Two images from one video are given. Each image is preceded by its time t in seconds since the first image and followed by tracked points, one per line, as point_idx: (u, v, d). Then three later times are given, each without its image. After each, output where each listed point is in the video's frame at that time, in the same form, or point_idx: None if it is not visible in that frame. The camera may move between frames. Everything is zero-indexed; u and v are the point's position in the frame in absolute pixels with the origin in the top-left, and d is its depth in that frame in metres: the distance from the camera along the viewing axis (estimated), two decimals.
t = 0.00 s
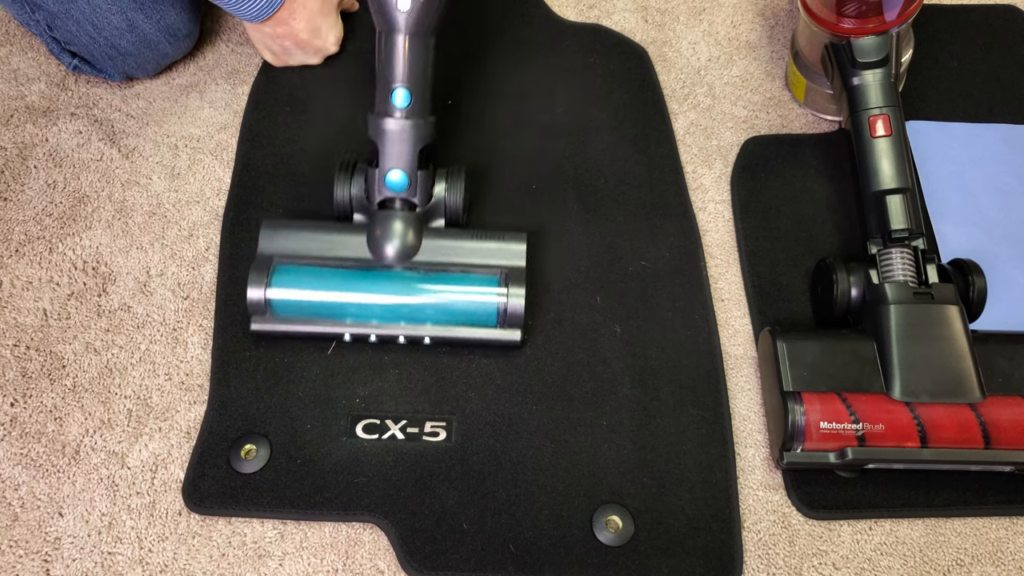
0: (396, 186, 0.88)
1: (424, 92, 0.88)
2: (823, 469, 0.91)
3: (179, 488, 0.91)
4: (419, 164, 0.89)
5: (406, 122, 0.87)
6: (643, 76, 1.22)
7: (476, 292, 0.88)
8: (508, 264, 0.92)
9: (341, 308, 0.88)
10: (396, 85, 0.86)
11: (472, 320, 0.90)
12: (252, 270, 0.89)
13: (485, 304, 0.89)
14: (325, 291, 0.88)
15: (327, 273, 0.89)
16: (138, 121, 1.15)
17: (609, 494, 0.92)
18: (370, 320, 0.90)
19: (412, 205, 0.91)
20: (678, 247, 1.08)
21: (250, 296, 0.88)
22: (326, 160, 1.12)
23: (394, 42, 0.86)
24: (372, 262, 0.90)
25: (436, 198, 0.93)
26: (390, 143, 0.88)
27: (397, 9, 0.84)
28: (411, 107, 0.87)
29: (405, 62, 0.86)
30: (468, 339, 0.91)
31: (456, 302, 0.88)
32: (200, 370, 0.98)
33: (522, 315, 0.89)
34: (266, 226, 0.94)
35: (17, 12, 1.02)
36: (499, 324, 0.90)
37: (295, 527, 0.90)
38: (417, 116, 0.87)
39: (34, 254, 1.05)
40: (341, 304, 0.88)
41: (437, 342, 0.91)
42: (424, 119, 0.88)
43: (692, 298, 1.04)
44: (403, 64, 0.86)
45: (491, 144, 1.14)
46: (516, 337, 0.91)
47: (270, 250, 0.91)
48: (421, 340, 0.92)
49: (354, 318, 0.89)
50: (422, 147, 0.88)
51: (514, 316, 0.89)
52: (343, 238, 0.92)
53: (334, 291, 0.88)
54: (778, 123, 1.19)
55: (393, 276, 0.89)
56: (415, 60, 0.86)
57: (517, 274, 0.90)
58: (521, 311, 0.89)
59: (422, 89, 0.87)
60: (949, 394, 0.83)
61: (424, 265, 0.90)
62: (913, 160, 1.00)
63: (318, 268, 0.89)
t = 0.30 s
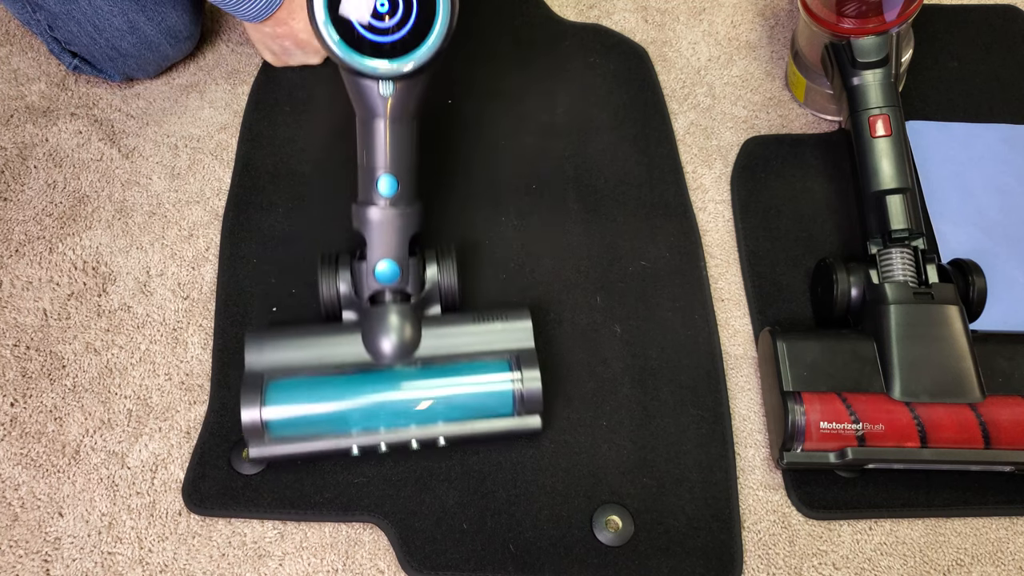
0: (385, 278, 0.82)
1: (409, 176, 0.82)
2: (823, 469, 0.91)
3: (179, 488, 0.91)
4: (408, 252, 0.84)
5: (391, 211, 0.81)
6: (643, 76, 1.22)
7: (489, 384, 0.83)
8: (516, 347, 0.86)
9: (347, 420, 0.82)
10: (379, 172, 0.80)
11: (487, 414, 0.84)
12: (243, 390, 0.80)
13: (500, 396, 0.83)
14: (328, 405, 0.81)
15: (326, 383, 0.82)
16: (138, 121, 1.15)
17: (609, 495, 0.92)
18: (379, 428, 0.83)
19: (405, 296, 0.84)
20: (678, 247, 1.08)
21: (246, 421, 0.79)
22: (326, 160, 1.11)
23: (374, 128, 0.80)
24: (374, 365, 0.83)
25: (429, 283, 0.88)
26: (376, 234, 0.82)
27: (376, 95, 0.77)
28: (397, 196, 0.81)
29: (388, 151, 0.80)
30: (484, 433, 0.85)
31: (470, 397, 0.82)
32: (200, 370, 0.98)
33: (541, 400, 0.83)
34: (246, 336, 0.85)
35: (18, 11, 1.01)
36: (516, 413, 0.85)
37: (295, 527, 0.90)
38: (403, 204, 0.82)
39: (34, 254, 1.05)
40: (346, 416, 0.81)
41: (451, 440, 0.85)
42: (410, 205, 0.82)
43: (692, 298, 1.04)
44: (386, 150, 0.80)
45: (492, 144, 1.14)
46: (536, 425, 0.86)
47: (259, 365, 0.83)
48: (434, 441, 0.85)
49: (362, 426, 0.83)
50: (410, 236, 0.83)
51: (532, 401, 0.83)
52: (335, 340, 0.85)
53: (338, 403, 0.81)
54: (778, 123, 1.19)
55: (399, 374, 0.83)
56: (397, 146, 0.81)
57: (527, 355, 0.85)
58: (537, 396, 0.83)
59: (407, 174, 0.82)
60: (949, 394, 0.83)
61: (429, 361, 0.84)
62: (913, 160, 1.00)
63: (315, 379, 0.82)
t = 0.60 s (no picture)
0: (392, 359, 0.77)
1: (407, 248, 0.79)
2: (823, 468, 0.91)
3: (179, 488, 0.91)
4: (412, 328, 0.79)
5: (391, 288, 0.77)
6: (643, 76, 1.22)
7: (520, 453, 0.79)
8: (538, 409, 0.82)
9: (381, 518, 0.76)
10: (377, 250, 0.77)
11: (524, 485, 0.80)
12: (264, 509, 0.74)
13: (533, 463, 0.80)
14: (358, 507, 0.75)
15: (353, 484, 0.76)
16: (138, 121, 1.15)
17: (609, 495, 0.92)
18: (414, 520, 0.78)
19: (415, 376, 0.80)
20: (678, 247, 1.08)
21: (273, 539, 0.73)
22: (326, 160, 1.11)
23: (370, 204, 0.78)
24: (399, 456, 0.78)
25: (438, 357, 0.83)
26: (378, 314, 0.77)
27: (371, 169, 0.76)
28: (398, 272, 0.78)
29: (385, 227, 0.78)
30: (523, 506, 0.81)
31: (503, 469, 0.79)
32: (200, 371, 0.98)
33: (576, 457, 0.80)
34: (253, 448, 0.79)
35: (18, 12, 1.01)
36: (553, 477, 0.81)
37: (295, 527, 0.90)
38: (404, 281, 0.78)
39: (34, 254, 1.05)
40: (379, 514, 0.76)
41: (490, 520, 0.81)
42: (410, 281, 0.78)
43: (692, 298, 1.04)
44: (382, 226, 0.78)
45: (492, 145, 1.14)
46: (575, 485, 0.82)
47: (276, 478, 0.76)
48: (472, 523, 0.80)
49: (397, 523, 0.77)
50: (413, 312, 0.79)
51: (567, 462, 0.80)
52: (350, 437, 0.79)
53: (368, 501, 0.76)
54: (778, 123, 1.19)
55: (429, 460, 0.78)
56: (395, 220, 0.78)
57: (552, 416, 0.82)
58: (572, 457, 0.80)
59: (405, 246, 0.79)
60: (949, 394, 0.83)
61: (450, 443, 0.80)
62: (913, 160, 1.00)
63: (339, 484, 0.76)
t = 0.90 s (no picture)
0: (364, 247, 0.83)
1: (386, 145, 0.84)
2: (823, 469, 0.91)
3: (179, 488, 0.91)
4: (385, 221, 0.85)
5: (368, 179, 0.83)
6: (643, 76, 1.22)
7: (471, 345, 0.85)
8: (494, 305, 0.88)
9: (334, 385, 0.84)
10: (356, 143, 0.82)
11: (470, 373, 0.88)
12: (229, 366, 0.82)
13: (482, 356, 0.86)
14: (315, 371, 0.83)
15: (312, 353, 0.84)
16: (138, 121, 1.15)
17: (609, 494, 0.92)
18: (366, 391, 0.86)
19: (384, 264, 0.85)
20: (678, 247, 1.08)
21: (235, 393, 0.81)
22: (326, 160, 1.11)
23: (351, 99, 0.82)
24: (357, 333, 0.85)
25: (408, 252, 0.89)
26: (355, 203, 0.83)
27: (353, 65, 0.79)
28: (374, 165, 0.83)
29: (364, 120, 0.82)
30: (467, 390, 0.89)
31: (453, 357, 0.85)
32: (200, 370, 0.98)
33: (522, 357, 0.86)
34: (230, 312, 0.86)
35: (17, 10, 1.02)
36: (499, 370, 0.88)
37: (295, 527, 0.90)
38: (379, 174, 0.84)
39: (34, 254, 1.05)
40: (333, 382, 0.84)
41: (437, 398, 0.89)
42: (386, 174, 0.84)
43: (692, 298, 1.04)
44: (362, 120, 0.82)
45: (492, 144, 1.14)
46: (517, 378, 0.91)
47: (244, 336, 0.84)
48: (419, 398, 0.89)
49: (349, 391, 0.85)
50: (387, 204, 0.84)
51: (512, 360, 0.87)
52: (319, 309, 0.86)
53: (325, 369, 0.83)
54: (778, 123, 1.19)
55: (384, 341, 0.85)
56: (374, 116, 0.83)
57: (506, 315, 0.87)
58: (518, 352, 0.86)
59: (384, 144, 0.84)
60: (949, 394, 0.83)
61: (411, 326, 0.86)
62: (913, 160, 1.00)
63: (300, 350, 0.84)
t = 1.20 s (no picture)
0: (355, 159, 0.91)
1: (391, 68, 0.90)
2: (823, 469, 0.91)
3: (180, 488, 0.91)
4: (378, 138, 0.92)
5: (371, 96, 0.89)
6: (643, 76, 1.22)
7: (430, 267, 0.90)
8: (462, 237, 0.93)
9: (296, 276, 0.91)
10: (362, 60, 0.88)
11: (425, 292, 0.92)
12: (208, 238, 0.90)
13: (438, 278, 0.91)
14: (282, 259, 0.90)
15: (283, 242, 0.91)
16: (138, 121, 1.15)
17: (609, 494, 0.92)
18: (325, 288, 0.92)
19: (371, 178, 0.93)
20: (678, 247, 1.08)
21: (207, 263, 0.90)
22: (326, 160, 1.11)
23: (363, 18, 0.87)
24: (327, 234, 0.92)
25: (395, 171, 0.95)
26: (355, 117, 0.90)
27: None
28: (377, 82, 0.89)
29: (373, 39, 0.88)
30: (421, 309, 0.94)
31: (411, 274, 0.90)
32: (200, 370, 0.98)
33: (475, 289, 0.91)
34: (225, 191, 0.95)
35: (15, 9, 1.02)
36: (452, 295, 0.92)
37: (295, 527, 0.90)
38: (381, 92, 0.90)
39: (34, 254, 1.05)
40: (296, 272, 0.90)
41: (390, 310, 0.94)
42: (388, 94, 0.90)
43: (693, 298, 1.04)
44: (371, 40, 0.88)
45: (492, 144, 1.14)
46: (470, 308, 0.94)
47: (229, 215, 0.93)
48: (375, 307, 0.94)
49: (310, 286, 0.92)
50: (383, 123, 0.91)
51: (466, 289, 0.91)
52: (301, 206, 0.94)
53: (289, 260, 0.90)
54: (778, 123, 1.19)
55: (349, 246, 0.91)
56: (382, 37, 0.88)
57: (470, 247, 0.92)
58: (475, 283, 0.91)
59: (388, 67, 0.89)
60: (949, 394, 0.83)
61: (379, 238, 0.92)
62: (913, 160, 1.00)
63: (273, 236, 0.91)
